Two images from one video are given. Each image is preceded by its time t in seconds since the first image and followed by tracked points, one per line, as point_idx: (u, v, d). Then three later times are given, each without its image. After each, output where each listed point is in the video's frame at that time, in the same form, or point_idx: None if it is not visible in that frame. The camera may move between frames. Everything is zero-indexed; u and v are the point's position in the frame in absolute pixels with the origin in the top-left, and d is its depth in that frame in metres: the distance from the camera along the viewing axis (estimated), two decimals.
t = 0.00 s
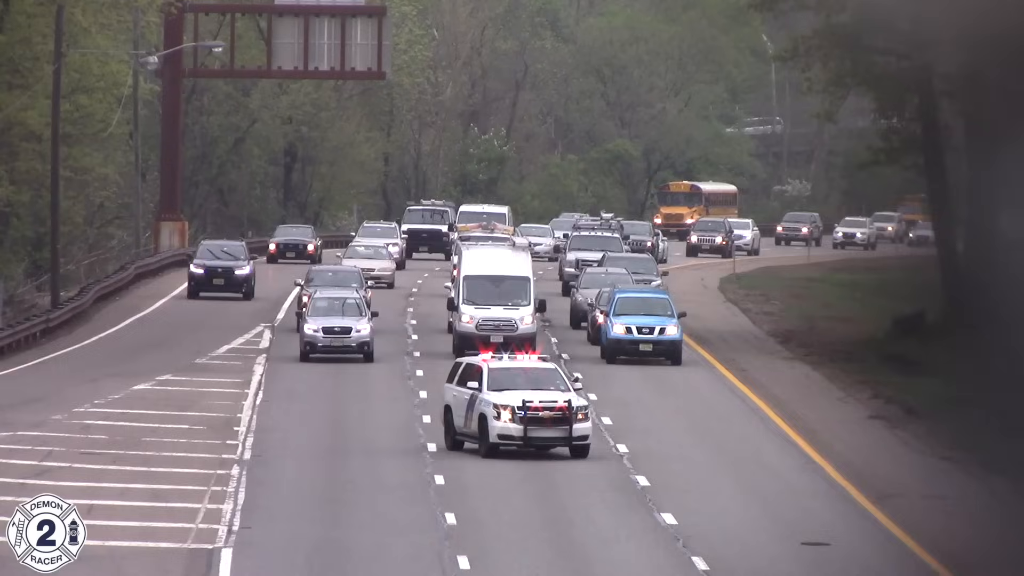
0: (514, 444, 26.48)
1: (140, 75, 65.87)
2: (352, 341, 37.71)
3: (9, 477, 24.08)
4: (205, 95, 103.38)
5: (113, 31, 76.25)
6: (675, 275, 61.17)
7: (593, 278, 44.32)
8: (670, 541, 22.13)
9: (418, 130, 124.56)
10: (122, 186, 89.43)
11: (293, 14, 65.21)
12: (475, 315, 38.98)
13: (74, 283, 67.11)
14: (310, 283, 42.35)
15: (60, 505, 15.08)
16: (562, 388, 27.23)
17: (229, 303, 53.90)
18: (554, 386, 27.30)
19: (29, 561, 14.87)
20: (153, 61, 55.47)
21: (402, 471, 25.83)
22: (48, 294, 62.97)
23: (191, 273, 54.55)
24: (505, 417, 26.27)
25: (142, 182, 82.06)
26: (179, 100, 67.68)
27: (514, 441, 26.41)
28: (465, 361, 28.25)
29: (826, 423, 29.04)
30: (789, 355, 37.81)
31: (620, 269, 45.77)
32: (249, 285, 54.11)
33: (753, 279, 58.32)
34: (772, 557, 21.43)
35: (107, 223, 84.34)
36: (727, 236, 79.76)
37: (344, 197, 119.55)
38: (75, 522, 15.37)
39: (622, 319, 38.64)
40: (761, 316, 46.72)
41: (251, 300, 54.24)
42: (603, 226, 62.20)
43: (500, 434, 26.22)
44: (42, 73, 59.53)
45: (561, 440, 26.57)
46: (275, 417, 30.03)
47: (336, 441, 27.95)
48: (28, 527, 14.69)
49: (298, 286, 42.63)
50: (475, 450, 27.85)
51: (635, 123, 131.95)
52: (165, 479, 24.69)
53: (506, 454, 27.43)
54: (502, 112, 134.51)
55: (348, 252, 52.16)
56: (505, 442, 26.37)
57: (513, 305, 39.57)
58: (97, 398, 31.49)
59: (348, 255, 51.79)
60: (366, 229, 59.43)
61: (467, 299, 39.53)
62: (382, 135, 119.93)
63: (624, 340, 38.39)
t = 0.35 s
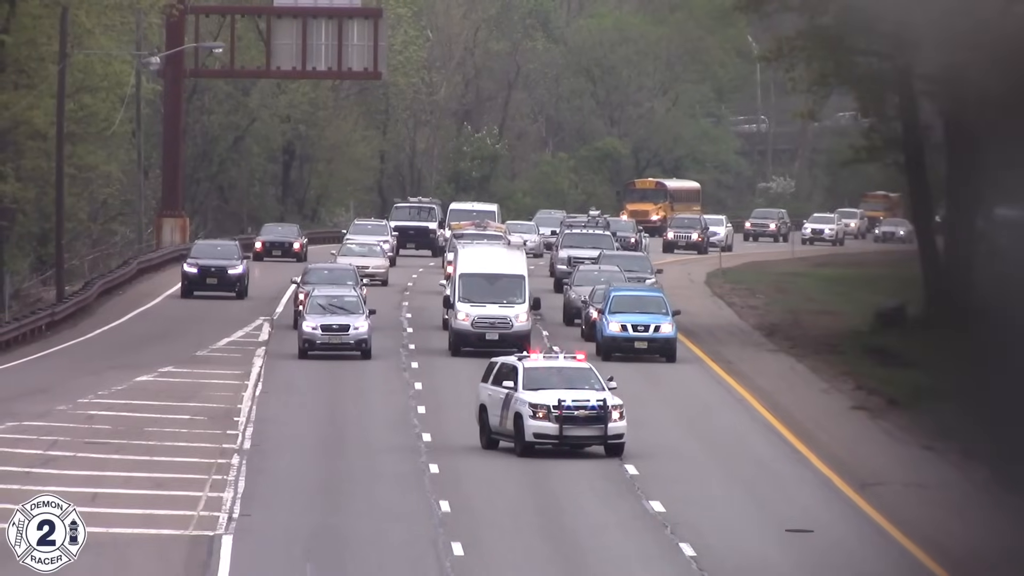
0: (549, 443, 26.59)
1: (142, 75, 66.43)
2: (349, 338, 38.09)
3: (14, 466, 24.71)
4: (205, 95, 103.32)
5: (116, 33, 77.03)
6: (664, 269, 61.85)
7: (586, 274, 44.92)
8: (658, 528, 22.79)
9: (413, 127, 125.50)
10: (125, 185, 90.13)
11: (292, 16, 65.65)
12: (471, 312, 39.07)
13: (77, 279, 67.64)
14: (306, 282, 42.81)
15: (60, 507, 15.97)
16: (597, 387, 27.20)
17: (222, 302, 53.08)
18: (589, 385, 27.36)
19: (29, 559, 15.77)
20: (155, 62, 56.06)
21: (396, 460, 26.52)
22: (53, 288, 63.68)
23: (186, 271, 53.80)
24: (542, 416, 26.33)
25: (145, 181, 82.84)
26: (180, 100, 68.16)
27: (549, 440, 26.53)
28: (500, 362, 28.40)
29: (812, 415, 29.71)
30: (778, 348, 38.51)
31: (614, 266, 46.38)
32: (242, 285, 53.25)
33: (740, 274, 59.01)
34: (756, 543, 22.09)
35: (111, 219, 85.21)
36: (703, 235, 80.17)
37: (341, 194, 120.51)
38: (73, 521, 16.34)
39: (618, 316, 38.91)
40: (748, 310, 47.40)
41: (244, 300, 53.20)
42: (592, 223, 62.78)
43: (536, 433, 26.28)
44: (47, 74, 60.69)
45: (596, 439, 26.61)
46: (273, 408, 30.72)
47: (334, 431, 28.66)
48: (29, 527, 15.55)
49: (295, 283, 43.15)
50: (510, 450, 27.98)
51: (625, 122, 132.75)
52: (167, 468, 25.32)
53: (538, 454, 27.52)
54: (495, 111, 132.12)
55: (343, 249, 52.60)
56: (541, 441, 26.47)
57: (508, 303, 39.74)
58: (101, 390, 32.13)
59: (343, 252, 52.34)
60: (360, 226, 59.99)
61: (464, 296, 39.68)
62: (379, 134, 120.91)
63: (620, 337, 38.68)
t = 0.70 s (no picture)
0: (582, 444, 26.45)
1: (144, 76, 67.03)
2: (349, 337, 38.52)
3: (22, 457, 25.41)
4: (207, 96, 103.96)
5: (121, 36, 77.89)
6: (654, 265, 62.52)
7: (580, 273, 45.55)
8: (647, 516, 23.46)
9: (408, 127, 126.18)
10: (127, 184, 90.68)
11: (290, 19, 66.34)
12: (467, 311, 39.74)
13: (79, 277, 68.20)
14: (303, 279, 43.39)
15: (60, 507, 16.99)
16: (630, 388, 27.10)
17: (215, 303, 52.26)
18: (623, 386, 27.22)
19: (29, 560, 16.86)
20: (158, 64, 56.71)
21: (392, 451, 27.20)
22: (58, 284, 64.52)
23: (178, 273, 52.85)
24: (574, 417, 26.22)
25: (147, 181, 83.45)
26: (183, 101, 68.89)
27: (583, 441, 26.36)
28: (533, 362, 28.15)
29: (796, 408, 30.44)
30: (766, 344, 39.21)
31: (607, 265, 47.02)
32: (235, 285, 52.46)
33: (728, 271, 59.68)
34: (741, 531, 22.77)
35: (115, 217, 86.18)
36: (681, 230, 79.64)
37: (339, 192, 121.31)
38: (76, 526, 17.53)
39: (614, 315, 38.56)
40: (737, 306, 48.08)
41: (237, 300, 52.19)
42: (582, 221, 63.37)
43: (569, 434, 26.16)
44: (53, 75, 60.79)
45: (629, 440, 26.50)
46: (274, 399, 31.38)
47: (332, 423, 29.33)
48: (30, 527, 16.64)
49: (294, 280, 43.66)
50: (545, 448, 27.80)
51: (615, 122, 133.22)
52: (170, 458, 25.98)
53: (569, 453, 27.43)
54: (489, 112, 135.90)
55: (338, 248, 53.07)
56: (574, 442, 26.32)
57: (503, 302, 40.20)
58: (106, 381, 32.86)
59: (338, 251, 52.91)
60: (354, 223, 60.56)
61: (460, 295, 40.24)
62: (374, 134, 121.46)
63: (617, 336, 38.26)
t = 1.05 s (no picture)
0: (614, 442, 25.96)
1: (145, 69, 67.21)
2: (348, 330, 38.08)
3: (24, 446, 25.70)
4: (207, 88, 104.43)
5: (120, 28, 78.12)
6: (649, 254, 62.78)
7: (579, 266, 45.72)
8: (643, 504, 23.74)
9: (406, 120, 126.27)
10: (128, 173, 90.81)
11: (290, 12, 66.26)
12: (467, 305, 39.55)
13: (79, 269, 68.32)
14: (301, 273, 43.57)
15: (59, 507, 17.16)
16: (665, 386, 26.59)
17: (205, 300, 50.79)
18: (656, 384, 26.72)
19: (29, 560, 16.93)
20: (159, 57, 56.82)
21: (391, 439, 27.50)
22: (59, 275, 64.84)
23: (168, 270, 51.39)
24: (607, 414, 25.77)
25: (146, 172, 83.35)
26: (183, 93, 69.05)
27: (615, 438, 25.88)
28: (572, 358, 27.78)
29: (791, 395, 30.77)
30: (763, 335, 39.45)
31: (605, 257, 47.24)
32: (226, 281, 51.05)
33: (721, 260, 59.96)
34: (735, 518, 23.05)
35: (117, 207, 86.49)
36: (667, 221, 78.27)
37: (338, 183, 121.49)
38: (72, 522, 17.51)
39: (616, 308, 37.82)
40: (732, 296, 48.34)
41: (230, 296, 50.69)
42: (576, 212, 63.56)
43: (601, 432, 25.72)
44: (54, 68, 61.24)
45: (662, 437, 26.02)
46: (273, 388, 31.66)
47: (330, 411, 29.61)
48: (30, 527, 16.80)
49: (291, 274, 43.63)
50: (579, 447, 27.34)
51: (610, 113, 133.73)
52: (171, 447, 26.25)
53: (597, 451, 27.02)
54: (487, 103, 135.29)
55: (335, 242, 53.10)
56: (606, 439, 25.85)
57: (503, 295, 40.06)
58: (107, 371, 33.16)
59: (335, 244, 52.94)
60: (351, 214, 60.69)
61: (459, 289, 40.06)
62: (372, 126, 121.62)
63: (618, 329, 37.54)
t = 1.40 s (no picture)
0: (639, 442, 25.18)
1: (141, 60, 67.16)
2: (346, 324, 37.17)
3: (20, 435, 25.72)
4: (203, 78, 104.65)
5: (115, 16, 77.91)
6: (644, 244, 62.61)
7: (578, 258, 45.68)
8: (639, 493, 23.75)
9: (402, 109, 125.87)
10: (125, 161, 90.73)
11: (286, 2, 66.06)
12: (465, 298, 39.32)
13: (75, 257, 68.40)
14: (294, 267, 43.36)
15: (60, 506, 16.69)
16: (695, 384, 25.81)
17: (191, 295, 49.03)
18: (686, 382, 25.87)
19: (29, 559, 16.51)
20: (157, 46, 56.60)
21: (387, 428, 27.51)
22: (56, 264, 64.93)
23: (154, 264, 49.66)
24: (631, 413, 25.01)
25: (143, 159, 83.20)
26: (180, 84, 69.02)
27: (639, 438, 25.07)
28: (602, 355, 27.01)
29: (787, 385, 30.82)
30: (758, 324, 39.50)
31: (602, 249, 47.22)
32: (212, 276, 49.24)
33: (717, 250, 59.90)
34: (731, 507, 23.04)
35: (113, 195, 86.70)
36: (654, 210, 77.12)
37: (334, 172, 121.68)
38: (74, 524, 17.10)
39: (617, 303, 37.54)
40: (727, 285, 48.28)
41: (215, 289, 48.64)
42: (570, 203, 63.44)
43: (625, 431, 24.94)
44: (50, 57, 61.39)
45: (687, 437, 25.23)
46: (270, 377, 31.66)
47: (326, 400, 29.63)
48: (29, 527, 16.31)
49: (286, 266, 43.49)
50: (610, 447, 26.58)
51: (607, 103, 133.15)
52: (167, 436, 26.26)
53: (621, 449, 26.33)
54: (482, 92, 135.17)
55: (330, 234, 52.86)
56: (630, 439, 25.06)
57: (502, 289, 39.87)
58: (102, 360, 33.17)
59: (330, 236, 52.70)
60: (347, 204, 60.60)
61: (457, 282, 39.80)
62: (368, 116, 121.31)
63: (619, 324, 37.19)
